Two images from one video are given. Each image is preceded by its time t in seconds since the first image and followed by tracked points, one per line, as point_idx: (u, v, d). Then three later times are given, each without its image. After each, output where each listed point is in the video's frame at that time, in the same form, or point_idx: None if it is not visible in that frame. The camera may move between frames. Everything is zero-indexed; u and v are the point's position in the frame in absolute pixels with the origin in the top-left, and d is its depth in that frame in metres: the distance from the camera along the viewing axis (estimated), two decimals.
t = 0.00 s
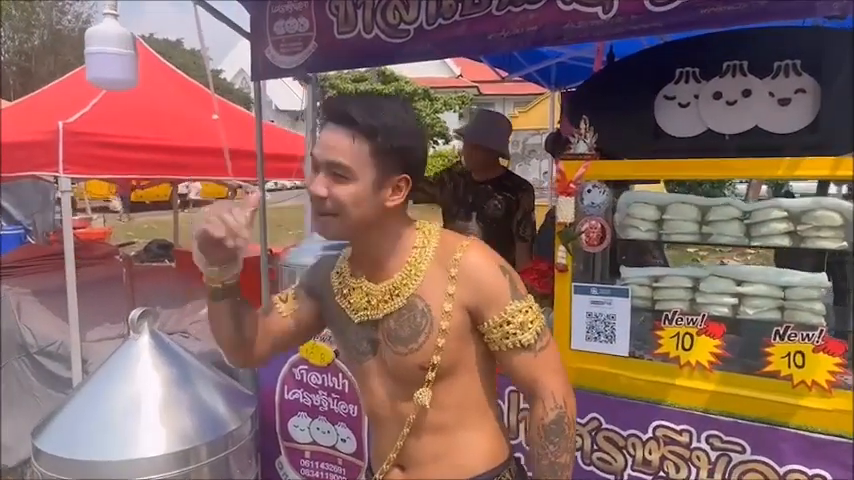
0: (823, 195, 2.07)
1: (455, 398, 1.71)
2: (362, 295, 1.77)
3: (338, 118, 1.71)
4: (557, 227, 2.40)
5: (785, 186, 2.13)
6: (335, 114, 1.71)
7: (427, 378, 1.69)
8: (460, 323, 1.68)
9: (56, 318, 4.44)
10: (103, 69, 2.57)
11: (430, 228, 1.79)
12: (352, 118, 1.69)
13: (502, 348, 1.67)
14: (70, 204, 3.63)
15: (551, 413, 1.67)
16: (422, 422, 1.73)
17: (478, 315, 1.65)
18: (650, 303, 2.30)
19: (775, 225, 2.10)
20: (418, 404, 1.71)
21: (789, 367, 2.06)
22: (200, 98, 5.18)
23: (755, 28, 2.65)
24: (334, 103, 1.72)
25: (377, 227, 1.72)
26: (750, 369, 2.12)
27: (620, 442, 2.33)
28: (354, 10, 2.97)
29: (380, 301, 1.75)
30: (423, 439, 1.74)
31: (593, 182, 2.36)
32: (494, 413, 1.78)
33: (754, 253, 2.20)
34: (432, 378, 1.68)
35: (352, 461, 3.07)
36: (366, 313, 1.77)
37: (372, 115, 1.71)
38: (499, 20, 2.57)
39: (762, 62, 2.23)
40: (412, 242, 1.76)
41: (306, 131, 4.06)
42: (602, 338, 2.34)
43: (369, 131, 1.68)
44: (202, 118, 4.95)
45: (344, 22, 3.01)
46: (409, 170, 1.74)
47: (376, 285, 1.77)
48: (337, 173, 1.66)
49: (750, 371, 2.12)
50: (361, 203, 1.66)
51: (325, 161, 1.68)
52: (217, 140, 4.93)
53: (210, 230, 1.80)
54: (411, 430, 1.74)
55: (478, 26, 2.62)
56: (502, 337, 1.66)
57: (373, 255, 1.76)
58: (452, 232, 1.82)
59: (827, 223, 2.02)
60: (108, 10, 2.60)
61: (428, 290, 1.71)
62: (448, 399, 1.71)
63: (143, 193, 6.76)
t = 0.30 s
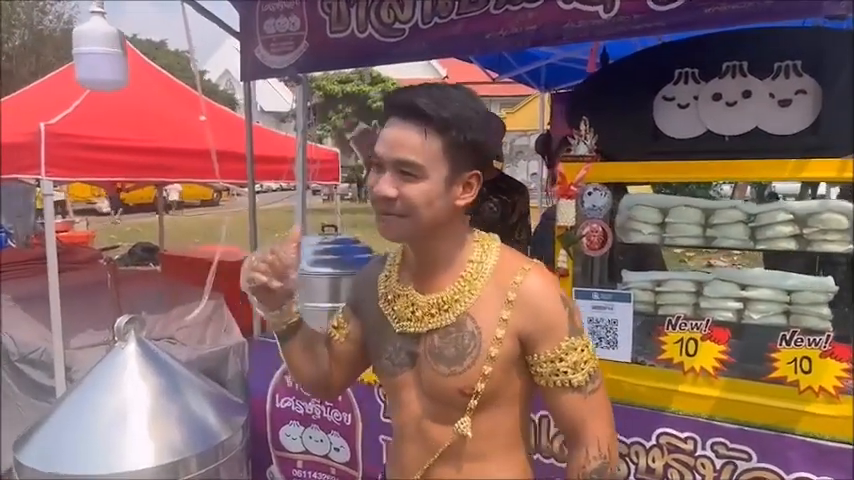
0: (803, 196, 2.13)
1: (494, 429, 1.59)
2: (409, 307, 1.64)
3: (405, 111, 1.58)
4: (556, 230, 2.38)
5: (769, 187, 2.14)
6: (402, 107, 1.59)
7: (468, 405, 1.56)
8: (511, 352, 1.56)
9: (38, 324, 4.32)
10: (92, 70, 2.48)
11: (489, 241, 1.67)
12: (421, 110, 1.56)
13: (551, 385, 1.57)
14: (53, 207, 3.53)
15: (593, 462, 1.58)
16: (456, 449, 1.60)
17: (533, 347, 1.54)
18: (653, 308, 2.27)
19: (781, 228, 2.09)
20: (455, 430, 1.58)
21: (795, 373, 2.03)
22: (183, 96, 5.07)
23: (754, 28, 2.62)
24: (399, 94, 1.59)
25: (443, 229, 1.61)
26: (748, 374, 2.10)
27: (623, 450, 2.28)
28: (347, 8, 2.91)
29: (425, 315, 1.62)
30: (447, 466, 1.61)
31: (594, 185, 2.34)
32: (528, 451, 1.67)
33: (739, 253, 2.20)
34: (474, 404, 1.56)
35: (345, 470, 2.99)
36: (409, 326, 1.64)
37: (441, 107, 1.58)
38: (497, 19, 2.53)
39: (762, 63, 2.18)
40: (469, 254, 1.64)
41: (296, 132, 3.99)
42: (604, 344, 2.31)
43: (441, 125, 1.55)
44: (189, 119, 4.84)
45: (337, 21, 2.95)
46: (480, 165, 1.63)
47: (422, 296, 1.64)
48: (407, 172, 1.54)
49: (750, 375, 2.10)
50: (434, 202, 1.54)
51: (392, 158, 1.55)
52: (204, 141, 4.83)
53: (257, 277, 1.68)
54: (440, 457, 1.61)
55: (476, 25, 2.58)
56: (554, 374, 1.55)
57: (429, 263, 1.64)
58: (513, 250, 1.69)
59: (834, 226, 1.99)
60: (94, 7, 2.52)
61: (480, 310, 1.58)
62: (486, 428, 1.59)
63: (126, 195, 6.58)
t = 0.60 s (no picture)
0: (782, 197, 2.12)
1: (532, 444, 1.48)
2: (442, 315, 1.52)
3: (437, 111, 1.46)
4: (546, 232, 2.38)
5: (747, 187, 2.20)
6: (435, 106, 1.47)
7: (508, 419, 1.45)
8: (552, 364, 1.44)
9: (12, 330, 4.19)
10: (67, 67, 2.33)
11: (526, 247, 1.56)
12: (457, 107, 1.44)
13: (593, 398, 1.46)
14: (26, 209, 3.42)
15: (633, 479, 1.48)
16: (490, 465, 1.48)
17: (575, 360, 1.43)
18: (645, 309, 2.31)
19: (774, 229, 2.12)
20: (491, 445, 1.47)
21: (788, 375, 2.03)
22: (156, 92, 4.94)
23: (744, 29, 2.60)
24: (432, 93, 1.48)
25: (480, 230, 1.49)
26: (739, 375, 2.09)
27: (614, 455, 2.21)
28: (331, 6, 2.85)
29: (461, 324, 1.49)
30: None
31: (584, 186, 2.33)
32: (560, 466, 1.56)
33: (720, 254, 2.32)
34: (514, 419, 1.44)
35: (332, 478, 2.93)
36: (441, 334, 1.51)
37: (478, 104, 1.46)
38: (486, 18, 2.49)
39: (751, 63, 2.20)
40: (507, 261, 1.52)
41: (279, 134, 3.93)
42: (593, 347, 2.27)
43: (478, 124, 1.43)
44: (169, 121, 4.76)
45: (321, 19, 2.89)
46: (521, 163, 1.51)
47: (457, 303, 1.52)
48: (444, 172, 1.42)
49: (738, 377, 2.09)
50: (474, 204, 1.42)
51: (426, 159, 1.43)
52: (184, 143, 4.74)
53: (279, 274, 1.53)
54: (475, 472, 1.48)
55: (464, 23, 2.54)
56: (597, 387, 1.44)
57: (463, 268, 1.53)
58: (554, 257, 1.57)
59: (827, 227, 2.01)
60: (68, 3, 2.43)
61: (518, 320, 1.47)
62: (525, 441, 1.47)
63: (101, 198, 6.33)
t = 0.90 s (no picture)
0: (759, 197, 2.17)
1: (552, 451, 1.42)
2: (460, 317, 1.45)
3: (456, 108, 1.42)
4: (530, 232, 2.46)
5: (724, 187, 2.23)
6: (451, 101, 1.42)
7: (530, 424, 1.39)
8: (575, 368, 1.40)
9: None
10: (38, 63, 2.20)
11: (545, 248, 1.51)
12: (476, 103, 1.39)
13: (613, 403, 1.42)
14: None
15: None
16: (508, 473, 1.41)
17: (598, 363, 1.38)
18: (631, 309, 2.30)
19: (758, 228, 2.14)
20: (511, 451, 1.40)
21: (772, 374, 2.03)
22: (133, 91, 4.77)
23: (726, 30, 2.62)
24: (450, 90, 1.43)
25: (499, 227, 1.43)
26: (722, 375, 2.11)
27: (602, 455, 2.24)
28: (312, 4, 2.81)
29: (481, 326, 1.43)
30: None
31: (569, 186, 2.37)
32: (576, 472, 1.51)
33: (699, 253, 2.32)
34: (535, 424, 1.39)
35: None
36: (458, 337, 1.45)
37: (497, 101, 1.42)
38: (470, 17, 2.48)
39: (733, 64, 2.20)
40: (526, 262, 1.47)
41: (260, 134, 3.88)
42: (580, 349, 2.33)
43: (499, 120, 1.38)
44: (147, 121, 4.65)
45: (303, 17, 2.85)
46: (539, 161, 1.46)
47: (476, 305, 1.45)
48: (464, 169, 1.37)
49: (721, 377, 2.10)
50: (493, 202, 1.37)
51: (444, 156, 1.38)
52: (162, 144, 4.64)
53: (292, 272, 1.45)
54: None
55: (447, 23, 2.52)
56: (618, 392, 1.40)
57: (481, 268, 1.47)
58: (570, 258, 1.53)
59: (810, 227, 2.03)
60: None
61: (540, 322, 1.41)
62: (546, 448, 1.41)
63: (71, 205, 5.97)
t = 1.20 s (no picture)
0: (737, 197, 2.17)
1: (556, 456, 1.42)
2: (461, 319, 1.45)
3: (445, 109, 1.43)
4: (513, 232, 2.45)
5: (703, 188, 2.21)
6: (441, 103, 1.44)
7: (531, 428, 1.38)
8: (579, 373, 1.40)
9: None
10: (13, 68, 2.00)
11: (551, 252, 1.51)
12: (461, 102, 1.40)
13: (618, 409, 1.42)
14: None
15: None
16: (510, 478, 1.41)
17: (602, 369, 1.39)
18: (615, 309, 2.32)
19: (737, 228, 2.17)
20: (511, 456, 1.40)
21: (752, 371, 2.07)
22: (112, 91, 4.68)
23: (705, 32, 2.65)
24: (438, 90, 1.44)
25: (498, 229, 1.43)
26: (702, 373, 2.16)
27: (585, 454, 2.26)
28: (294, 4, 2.80)
29: (483, 329, 1.42)
30: None
31: (552, 186, 2.36)
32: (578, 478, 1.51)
33: (679, 253, 2.32)
34: (537, 429, 1.38)
35: None
36: (460, 339, 1.44)
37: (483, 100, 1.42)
38: (452, 17, 2.48)
39: (712, 65, 2.24)
40: (531, 266, 1.47)
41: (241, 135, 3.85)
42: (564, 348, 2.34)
43: (483, 119, 1.39)
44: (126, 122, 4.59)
45: (285, 17, 2.83)
46: (533, 159, 1.44)
47: (479, 307, 1.45)
48: (451, 169, 1.37)
49: (702, 376, 2.16)
50: (483, 200, 1.37)
51: (432, 156, 1.39)
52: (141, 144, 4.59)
53: (294, 281, 1.47)
54: None
55: (431, 23, 2.52)
56: (623, 397, 1.40)
57: (482, 270, 1.47)
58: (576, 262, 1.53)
59: (789, 226, 2.06)
60: None
61: (543, 326, 1.41)
62: (549, 453, 1.41)
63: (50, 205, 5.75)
